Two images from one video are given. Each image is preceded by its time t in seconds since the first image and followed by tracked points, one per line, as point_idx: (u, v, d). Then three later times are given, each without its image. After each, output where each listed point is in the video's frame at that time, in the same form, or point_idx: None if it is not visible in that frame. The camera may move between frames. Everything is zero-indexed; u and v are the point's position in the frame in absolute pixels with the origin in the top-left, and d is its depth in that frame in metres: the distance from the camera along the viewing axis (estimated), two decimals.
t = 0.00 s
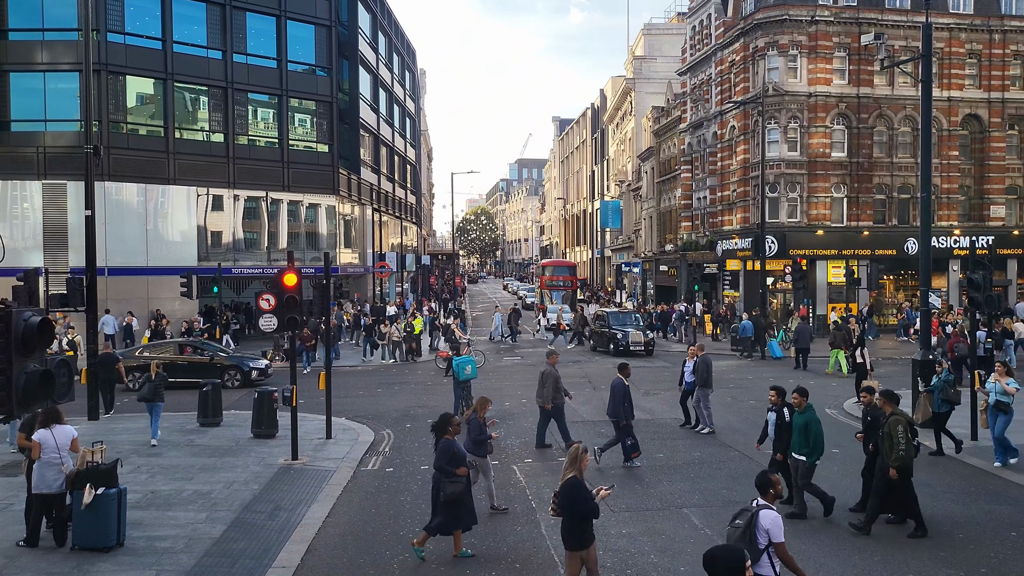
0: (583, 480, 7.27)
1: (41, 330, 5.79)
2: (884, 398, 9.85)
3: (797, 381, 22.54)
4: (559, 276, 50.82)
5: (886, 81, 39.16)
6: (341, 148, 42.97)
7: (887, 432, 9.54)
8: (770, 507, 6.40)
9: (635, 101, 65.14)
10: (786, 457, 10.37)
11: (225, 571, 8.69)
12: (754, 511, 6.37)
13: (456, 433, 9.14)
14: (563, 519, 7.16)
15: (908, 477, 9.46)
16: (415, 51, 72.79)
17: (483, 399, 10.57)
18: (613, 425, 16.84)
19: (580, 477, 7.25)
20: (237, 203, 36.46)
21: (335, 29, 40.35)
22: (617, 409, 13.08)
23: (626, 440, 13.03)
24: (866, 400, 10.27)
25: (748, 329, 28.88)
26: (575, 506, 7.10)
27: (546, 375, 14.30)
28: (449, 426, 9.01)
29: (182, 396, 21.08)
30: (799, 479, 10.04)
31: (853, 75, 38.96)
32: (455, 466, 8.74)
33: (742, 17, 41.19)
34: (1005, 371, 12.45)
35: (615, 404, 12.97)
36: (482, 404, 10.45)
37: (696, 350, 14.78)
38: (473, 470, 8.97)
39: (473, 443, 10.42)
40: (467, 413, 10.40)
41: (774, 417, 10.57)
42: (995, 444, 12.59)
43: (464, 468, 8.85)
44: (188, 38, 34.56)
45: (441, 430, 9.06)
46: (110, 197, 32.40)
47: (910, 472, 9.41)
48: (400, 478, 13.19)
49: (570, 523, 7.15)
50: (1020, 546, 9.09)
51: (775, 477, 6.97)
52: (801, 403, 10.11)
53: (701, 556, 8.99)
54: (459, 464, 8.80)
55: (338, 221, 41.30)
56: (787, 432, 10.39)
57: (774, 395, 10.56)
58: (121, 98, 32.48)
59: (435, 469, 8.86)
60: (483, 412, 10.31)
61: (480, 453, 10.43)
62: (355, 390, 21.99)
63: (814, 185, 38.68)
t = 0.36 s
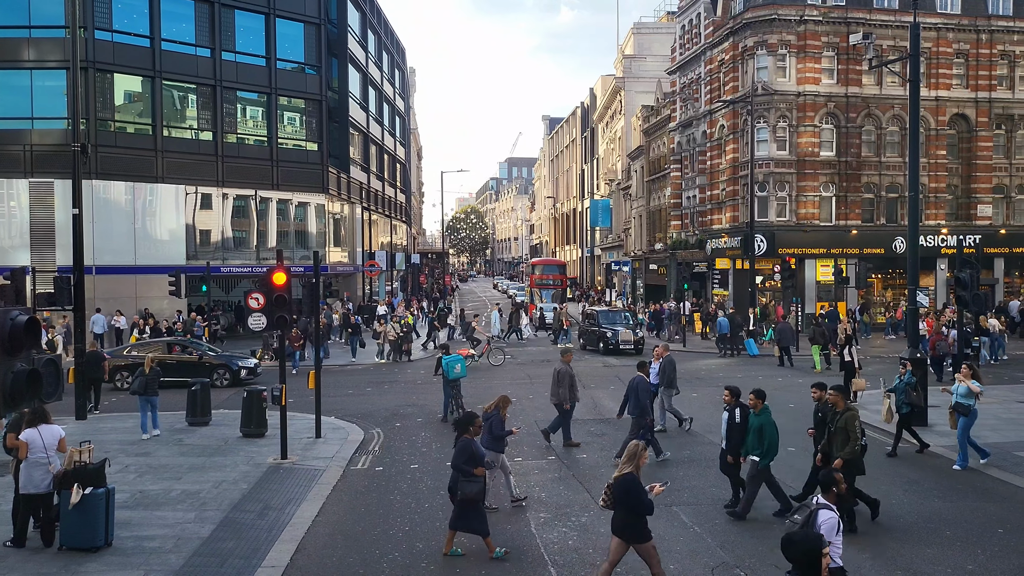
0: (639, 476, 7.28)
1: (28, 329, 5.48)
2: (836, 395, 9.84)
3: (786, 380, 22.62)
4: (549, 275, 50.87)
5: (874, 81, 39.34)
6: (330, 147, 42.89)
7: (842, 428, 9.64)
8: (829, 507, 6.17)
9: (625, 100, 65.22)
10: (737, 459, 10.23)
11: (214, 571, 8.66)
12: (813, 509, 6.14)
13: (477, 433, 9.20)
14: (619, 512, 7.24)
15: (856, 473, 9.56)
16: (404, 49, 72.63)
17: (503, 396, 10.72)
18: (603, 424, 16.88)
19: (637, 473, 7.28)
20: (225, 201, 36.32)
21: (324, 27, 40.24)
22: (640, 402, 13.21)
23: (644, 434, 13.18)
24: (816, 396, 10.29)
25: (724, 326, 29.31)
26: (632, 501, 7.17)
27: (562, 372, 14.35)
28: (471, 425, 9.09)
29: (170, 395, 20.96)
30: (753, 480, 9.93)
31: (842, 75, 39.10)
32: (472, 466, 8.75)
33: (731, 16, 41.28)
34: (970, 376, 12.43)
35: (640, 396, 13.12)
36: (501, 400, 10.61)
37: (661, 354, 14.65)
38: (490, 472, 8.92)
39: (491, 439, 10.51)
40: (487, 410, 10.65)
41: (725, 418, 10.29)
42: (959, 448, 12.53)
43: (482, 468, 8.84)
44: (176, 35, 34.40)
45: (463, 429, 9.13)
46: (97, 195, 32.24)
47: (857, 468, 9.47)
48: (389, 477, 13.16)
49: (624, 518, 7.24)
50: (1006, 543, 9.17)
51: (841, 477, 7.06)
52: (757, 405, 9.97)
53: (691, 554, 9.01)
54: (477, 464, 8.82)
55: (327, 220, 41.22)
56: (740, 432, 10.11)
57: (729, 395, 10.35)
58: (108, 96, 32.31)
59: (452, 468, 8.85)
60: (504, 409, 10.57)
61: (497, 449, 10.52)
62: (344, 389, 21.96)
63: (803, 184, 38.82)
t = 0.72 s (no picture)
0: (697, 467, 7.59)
1: (21, 328, 5.72)
2: (795, 397, 9.80)
3: (781, 378, 22.68)
4: (544, 274, 50.90)
5: (868, 80, 39.41)
6: (325, 146, 42.92)
7: (799, 429, 9.53)
8: (890, 493, 6.60)
9: (619, 100, 65.27)
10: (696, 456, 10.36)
11: (208, 570, 8.65)
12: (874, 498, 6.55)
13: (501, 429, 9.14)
14: (681, 501, 7.35)
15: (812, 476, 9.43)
16: (399, 49, 72.59)
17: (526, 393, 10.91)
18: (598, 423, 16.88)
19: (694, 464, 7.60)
20: (220, 201, 36.29)
21: (319, 26, 40.21)
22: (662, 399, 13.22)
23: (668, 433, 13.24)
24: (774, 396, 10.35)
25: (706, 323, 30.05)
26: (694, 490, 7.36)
27: (576, 373, 14.36)
28: (497, 422, 9.02)
29: (164, 395, 20.93)
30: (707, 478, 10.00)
31: (836, 74, 39.17)
32: (500, 464, 8.73)
33: (726, 15, 41.31)
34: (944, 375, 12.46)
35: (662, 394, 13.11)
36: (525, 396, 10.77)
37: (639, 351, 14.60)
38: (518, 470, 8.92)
39: (514, 434, 10.63)
40: (510, 406, 10.78)
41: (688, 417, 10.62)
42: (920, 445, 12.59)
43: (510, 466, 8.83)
44: (171, 34, 34.35)
45: (487, 426, 9.04)
46: (92, 194, 32.21)
47: (815, 469, 9.43)
48: (384, 477, 13.14)
49: (681, 506, 7.38)
50: (1000, 541, 9.17)
51: (895, 466, 7.12)
52: (716, 403, 9.97)
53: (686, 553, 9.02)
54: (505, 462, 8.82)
55: (322, 219, 41.18)
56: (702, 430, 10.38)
57: (688, 395, 10.57)
58: (103, 95, 32.24)
59: (480, 467, 8.83)
60: (528, 405, 10.76)
61: (519, 444, 10.63)
62: (339, 388, 21.95)
63: (797, 184, 38.88)
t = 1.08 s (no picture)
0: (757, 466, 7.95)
1: (18, 328, 5.73)
2: (754, 395, 10.41)
3: (778, 378, 22.70)
4: (541, 274, 50.91)
5: (865, 80, 39.44)
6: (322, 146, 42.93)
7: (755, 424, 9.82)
8: (949, 486, 6.38)
9: (617, 99, 65.30)
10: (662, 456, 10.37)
11: (205, 571, 8.64)
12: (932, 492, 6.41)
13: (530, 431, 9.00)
14: (742, 500, 7.70)
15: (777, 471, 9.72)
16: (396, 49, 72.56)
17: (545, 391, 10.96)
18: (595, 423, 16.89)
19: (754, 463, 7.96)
20: (217, 201, 36.28)
21: (316, 26, 40.18)
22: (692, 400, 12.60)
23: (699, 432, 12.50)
24: (734, 397, 10.78)
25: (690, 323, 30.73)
26: (755, 488, 7.73)
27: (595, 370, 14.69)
28: (524, 423, 8.91)
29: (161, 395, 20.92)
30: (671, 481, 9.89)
31: (833, 74, 39.18)
32: (530, 466, 8.56)
33: (723, 15, 41.32)
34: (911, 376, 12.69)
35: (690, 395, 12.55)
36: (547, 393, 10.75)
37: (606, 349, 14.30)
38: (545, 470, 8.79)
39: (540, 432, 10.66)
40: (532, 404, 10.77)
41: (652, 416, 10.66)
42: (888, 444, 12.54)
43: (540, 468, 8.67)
44: (168, 34, 34.32)
45: (516, 429, 8.93)
46: (88, 194, 32.17)
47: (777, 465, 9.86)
48: (381, 477, 13.13)
49: (744, 504, 7.74)
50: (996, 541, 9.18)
51: (955, 458, 6.79)
52: (673, 403, 9.94)
53: (683, 552, 9.03)
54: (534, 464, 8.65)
55: (319, 219, 41.14)
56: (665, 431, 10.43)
57: (653, 394, 10.78)
58: (99, 95, 32.21)
59: (509, 469, 8.66)
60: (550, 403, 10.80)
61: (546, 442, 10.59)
62: (336, 388, 21.94)
63: (794, 184, 38.91)
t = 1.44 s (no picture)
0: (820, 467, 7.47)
1: (16, 328, 5.72)
2: (714, 394, 9.82)
3: (776, 378, 22.70)
4: (539, 274, 50.92)
5: (863, 80, 39.46)
6: (320, 146, 42.92)
7: (717, 425, 9.56)
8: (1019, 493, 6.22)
9: (615, 99, 65.30)
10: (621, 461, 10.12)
11: (203, 571, 8.63)
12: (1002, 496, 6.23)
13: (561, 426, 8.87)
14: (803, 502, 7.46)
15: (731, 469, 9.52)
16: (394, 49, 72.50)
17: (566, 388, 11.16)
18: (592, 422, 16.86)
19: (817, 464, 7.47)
20: (215, 200, 36.29)
21: (314, 25, 40.15)
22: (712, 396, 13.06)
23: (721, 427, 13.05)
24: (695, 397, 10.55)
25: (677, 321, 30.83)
26: (815, 492, 7.40)
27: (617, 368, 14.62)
28: (556, 420, 8.76)
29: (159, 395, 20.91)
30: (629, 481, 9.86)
31: (831, 74, 39.19)
32: (559, 463, 8.54)
33: (721, 15, 41.33)
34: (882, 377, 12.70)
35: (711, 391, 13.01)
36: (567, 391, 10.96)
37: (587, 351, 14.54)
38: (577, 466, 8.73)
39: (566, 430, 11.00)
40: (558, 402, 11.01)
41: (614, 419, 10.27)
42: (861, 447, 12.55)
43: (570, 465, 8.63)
44: (165, 34, 34.29)
45: (546, 426, 8.80)
46: (86, 194, 32.12)
47: (733, 466, 9.48)
48: (379, 477, 13.12)
49: (805, 506, 7.48)
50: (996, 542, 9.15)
51: None
52: (632, 408, 9.75)
53: (681, 552, 9.02)
54: (563, 461, 8.61)
55: (317, 218, 41.12)
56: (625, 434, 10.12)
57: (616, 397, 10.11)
58: (97, 94, 32.16)
59: (538, 464, 8.63)
60: (575, 399, 11.06)
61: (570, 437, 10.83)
62: (334, 388, 21.93)
63: (792, 184, 38.96)
